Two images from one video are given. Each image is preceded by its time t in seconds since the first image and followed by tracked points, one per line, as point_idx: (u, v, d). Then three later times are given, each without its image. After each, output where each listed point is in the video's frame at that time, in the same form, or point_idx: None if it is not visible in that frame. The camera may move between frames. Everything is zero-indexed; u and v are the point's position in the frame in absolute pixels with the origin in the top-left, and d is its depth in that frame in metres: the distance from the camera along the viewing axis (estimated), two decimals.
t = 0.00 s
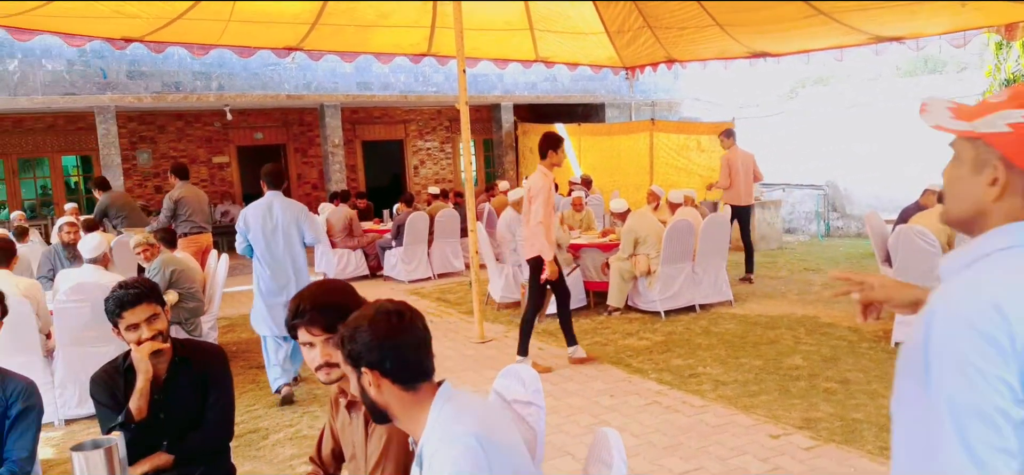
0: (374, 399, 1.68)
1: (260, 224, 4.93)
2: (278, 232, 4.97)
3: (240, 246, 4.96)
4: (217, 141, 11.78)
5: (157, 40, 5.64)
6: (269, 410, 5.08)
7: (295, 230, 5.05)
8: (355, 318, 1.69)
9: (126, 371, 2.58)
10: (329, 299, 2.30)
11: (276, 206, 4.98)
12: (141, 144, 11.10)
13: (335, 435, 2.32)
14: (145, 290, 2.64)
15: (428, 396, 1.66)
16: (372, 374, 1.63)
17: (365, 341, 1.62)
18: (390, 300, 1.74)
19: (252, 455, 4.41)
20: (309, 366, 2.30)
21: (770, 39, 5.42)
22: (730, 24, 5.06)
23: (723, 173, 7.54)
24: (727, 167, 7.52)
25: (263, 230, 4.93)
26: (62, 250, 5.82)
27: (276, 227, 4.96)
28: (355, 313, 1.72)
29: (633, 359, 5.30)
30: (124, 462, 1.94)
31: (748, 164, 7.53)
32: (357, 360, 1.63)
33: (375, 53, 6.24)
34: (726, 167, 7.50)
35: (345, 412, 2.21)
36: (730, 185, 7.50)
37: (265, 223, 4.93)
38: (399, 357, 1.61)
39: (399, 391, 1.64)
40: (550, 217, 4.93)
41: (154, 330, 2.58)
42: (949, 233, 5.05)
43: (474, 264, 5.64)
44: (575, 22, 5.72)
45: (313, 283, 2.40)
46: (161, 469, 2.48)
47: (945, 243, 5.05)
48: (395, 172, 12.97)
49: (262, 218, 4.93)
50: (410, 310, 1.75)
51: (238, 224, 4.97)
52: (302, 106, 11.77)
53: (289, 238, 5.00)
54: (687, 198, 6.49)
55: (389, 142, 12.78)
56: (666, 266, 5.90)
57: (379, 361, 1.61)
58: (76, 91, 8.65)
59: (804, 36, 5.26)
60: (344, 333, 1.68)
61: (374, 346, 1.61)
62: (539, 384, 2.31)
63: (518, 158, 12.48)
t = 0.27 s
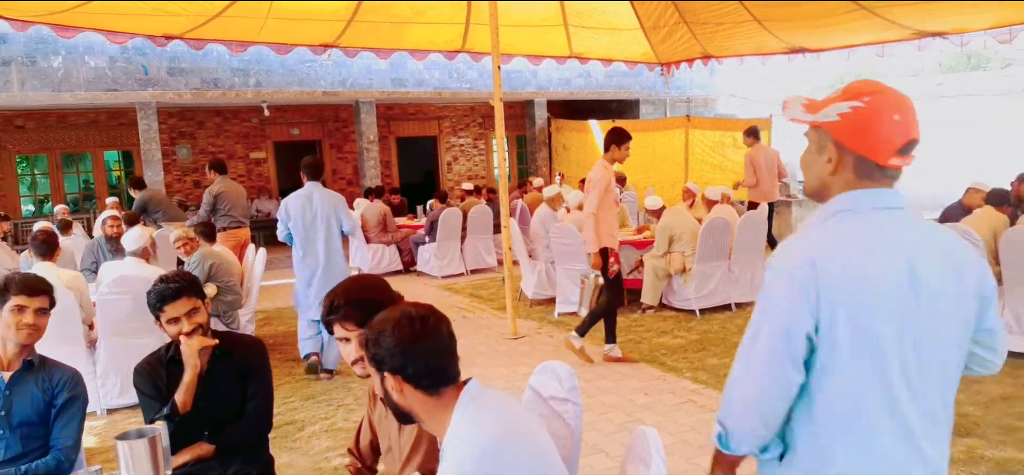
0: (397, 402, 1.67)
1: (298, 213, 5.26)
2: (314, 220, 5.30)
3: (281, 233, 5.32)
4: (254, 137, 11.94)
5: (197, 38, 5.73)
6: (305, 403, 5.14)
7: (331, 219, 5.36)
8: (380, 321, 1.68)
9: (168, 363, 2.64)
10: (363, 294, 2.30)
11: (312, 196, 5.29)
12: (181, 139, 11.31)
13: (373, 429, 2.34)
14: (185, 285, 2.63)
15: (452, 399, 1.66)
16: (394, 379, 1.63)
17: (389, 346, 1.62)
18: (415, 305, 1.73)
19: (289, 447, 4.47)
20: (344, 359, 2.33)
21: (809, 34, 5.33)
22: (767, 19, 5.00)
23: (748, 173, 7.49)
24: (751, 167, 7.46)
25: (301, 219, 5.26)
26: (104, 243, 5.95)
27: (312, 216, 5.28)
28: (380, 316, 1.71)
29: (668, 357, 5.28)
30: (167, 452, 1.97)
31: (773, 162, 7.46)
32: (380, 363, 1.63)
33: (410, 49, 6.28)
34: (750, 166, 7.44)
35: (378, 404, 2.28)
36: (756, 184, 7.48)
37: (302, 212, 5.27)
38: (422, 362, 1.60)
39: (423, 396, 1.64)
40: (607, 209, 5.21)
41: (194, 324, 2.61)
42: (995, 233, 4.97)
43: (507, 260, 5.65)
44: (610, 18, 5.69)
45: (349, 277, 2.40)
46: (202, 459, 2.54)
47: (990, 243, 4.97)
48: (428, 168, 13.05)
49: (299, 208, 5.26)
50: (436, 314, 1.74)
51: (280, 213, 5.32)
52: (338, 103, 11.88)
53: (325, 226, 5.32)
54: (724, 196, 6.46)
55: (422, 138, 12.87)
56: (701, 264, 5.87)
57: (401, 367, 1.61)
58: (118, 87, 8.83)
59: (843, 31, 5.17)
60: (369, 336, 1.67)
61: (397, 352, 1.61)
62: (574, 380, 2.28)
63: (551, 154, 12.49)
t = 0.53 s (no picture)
0: (420, 407, 1.70)
1: (335, 213, 5.35)
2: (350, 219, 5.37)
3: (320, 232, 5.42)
4: (290, 134, 12.09)
5: (233, 37, 5.81)
6: (339, 397, 5.21)
7: (366, 218, 5.42)
8: (399, 327, 1.71)
9: (207, 356, 2.65)
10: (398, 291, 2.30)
11: (349, 195, 5.37)
12: (217, 137, 11.58)
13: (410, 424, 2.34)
14: (222, 282, 2.65)
15: (474, 402, 1.66)
16: (414, 383, 1.65)
17: (409, 351, 1.64)
18: (434, 310, 1.74)
19: (324, 441, 4.52)
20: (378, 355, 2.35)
21: (848, 30, 5.24)
22: (802, 14, 4.92)
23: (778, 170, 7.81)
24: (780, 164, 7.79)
25: (338, 218, 5.35)
26: (145, 239, 6.07)
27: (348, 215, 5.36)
28: (400, 322, 1.74)
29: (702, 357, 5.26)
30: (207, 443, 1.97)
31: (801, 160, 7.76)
32: (400, 368, 1.66)
33: (443, 47, 6.30)
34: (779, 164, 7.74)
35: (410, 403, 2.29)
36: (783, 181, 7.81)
37: (338, 211, 5.35)
38: (441, 366, 1.61)
39: (443, 400, 1.65)
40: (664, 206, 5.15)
41: (231, 320, 2.62)
42: None
43: (539, 258, 5.66)
44: (644, 16, 5.65)
45: (385, 274, 2.41)
46: (242, 451, 2.58)
47: None
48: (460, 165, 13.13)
49: (335, 207, 5.35)
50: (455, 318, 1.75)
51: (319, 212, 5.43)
52: (372, 100, 11.98)
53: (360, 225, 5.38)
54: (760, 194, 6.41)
55: (455, 136, 12.95)
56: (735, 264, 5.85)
57: (420, 371, 1.62)
58: (157, 86, 9.00)
59: (882, 26, 5.07)
60: (389, 342, 1.70)
61: (415, 357, 1.62)
62: (609, 379, 2.28)
63: (583, 152, 12.49)
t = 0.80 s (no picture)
0: (444, 407, 1.72)
1: (372, 208, 5.47)
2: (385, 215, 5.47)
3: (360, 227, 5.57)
4: (325, 132, 12.21)
5: (271, 36, 5.89)
6: (373, 393, 5.26)
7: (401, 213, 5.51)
8: (422, 328, 1.73)
9: (248, 350, 2.68)
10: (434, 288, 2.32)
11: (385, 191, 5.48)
12: (255, 135, 11.75)
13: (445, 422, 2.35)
14: (260, 280, 2.69)
15: (499, 402, 1.67)
16: (438, 384, 1.67)
17: (432, 352, 1.65)
18: (456, 311, 1.75)
19: (359, 436, 4.58)
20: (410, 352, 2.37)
21: (889, 26, 5.14)
22: (841, 10, 4.84)
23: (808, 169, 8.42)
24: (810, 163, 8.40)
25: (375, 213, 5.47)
26: (185, 235, 6.20)
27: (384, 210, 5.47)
28: (423, 324, 1.76)
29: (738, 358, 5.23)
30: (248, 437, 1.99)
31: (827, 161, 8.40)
32: (424, 369, 1.68)
33: (477, 45, 6.32)
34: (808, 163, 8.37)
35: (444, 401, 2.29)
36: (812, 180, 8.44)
37: (374, 207, 5.47)
38: (464, 368, 1.63)
39: (468, 400, 1.66)
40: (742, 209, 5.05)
41: (270, 317, 2.65)
42: None
43: (573, 256, 5.65)
44: (681, 13, 5.60)
45: (421, 271, 2.44)
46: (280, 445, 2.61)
47: None
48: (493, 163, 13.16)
49: (372, 203, 5.48)
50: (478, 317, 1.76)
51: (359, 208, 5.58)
52: (407, 99, 12.06)
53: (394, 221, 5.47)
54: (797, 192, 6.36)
55: (488, 134, 12.99)
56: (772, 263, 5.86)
57: (444, 373, 1.64)
58: (197, 84, 9.16)
59: (924, 22, 4.96)
60: (412, 343, 1.72)
61: (439, 358, 1.64)
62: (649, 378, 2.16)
63: (616, 150, 12.44)
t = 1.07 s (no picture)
0: (464, 404, 1.73)
1: (401, 201, 5.55)
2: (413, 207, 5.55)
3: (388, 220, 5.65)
4: (349, 126, 12.27)
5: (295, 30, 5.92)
6: (396, 386, 5.30)
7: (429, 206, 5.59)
8: (439, 324, 1.75)
9: (275, 342, 2.72)
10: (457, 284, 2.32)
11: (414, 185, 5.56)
12: (279, 129, 11.88)
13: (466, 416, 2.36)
14: (288, 277, 2.63)
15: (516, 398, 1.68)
16: (456, 381, 1.68)
17: (448, 348, 1.67)
18: (472, 307, 1.77)
19: (382, 429, 4.61)
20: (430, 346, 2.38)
21: (919, 19, 5.07)
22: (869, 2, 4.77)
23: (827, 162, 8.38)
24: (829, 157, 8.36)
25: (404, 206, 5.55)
26: (210, 228, 6.27)
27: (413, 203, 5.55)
28: (440, 320, 1.78)
29: (762, 355, 5.20)
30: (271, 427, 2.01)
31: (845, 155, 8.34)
32: (442, 366, 1.69)
33: (499, 39, 6.31)
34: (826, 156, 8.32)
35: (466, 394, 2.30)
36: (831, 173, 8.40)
37: (404, 199, 5.55)
38: (482, 364, 1.64)
39: (486, 396, 1.67)
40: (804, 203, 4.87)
41: (297, 313, 2.64)
42: None
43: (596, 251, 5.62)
44: (706, 6, 5.56)
45: (446, 266, 2.44)
46: (315, 438, 2.64)
47: None
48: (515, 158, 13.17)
49: (401, 195, 5.56)
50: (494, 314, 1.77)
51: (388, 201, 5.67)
52: (429, 93, 12.08)
53: (422, 213, 5.56)
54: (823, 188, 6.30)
55: (510, 128, 13.00)
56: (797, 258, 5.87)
57: (461, 369, 1.66)
58: (223, 78, 9.24)
59: (955, 15, 4.88)
60: (429, 340, 1.74)
61: (456, 354, 1.66)
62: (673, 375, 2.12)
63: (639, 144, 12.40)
